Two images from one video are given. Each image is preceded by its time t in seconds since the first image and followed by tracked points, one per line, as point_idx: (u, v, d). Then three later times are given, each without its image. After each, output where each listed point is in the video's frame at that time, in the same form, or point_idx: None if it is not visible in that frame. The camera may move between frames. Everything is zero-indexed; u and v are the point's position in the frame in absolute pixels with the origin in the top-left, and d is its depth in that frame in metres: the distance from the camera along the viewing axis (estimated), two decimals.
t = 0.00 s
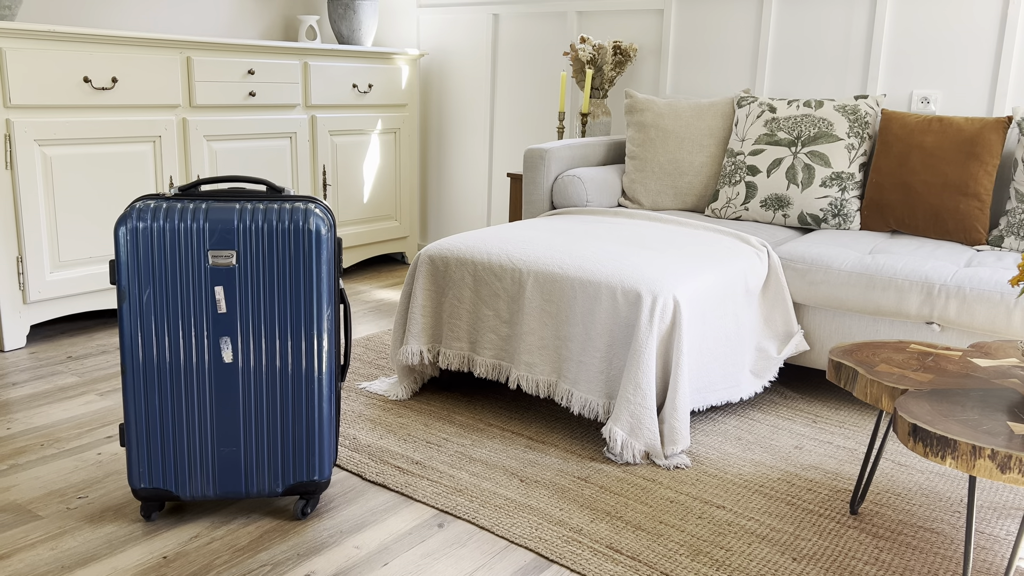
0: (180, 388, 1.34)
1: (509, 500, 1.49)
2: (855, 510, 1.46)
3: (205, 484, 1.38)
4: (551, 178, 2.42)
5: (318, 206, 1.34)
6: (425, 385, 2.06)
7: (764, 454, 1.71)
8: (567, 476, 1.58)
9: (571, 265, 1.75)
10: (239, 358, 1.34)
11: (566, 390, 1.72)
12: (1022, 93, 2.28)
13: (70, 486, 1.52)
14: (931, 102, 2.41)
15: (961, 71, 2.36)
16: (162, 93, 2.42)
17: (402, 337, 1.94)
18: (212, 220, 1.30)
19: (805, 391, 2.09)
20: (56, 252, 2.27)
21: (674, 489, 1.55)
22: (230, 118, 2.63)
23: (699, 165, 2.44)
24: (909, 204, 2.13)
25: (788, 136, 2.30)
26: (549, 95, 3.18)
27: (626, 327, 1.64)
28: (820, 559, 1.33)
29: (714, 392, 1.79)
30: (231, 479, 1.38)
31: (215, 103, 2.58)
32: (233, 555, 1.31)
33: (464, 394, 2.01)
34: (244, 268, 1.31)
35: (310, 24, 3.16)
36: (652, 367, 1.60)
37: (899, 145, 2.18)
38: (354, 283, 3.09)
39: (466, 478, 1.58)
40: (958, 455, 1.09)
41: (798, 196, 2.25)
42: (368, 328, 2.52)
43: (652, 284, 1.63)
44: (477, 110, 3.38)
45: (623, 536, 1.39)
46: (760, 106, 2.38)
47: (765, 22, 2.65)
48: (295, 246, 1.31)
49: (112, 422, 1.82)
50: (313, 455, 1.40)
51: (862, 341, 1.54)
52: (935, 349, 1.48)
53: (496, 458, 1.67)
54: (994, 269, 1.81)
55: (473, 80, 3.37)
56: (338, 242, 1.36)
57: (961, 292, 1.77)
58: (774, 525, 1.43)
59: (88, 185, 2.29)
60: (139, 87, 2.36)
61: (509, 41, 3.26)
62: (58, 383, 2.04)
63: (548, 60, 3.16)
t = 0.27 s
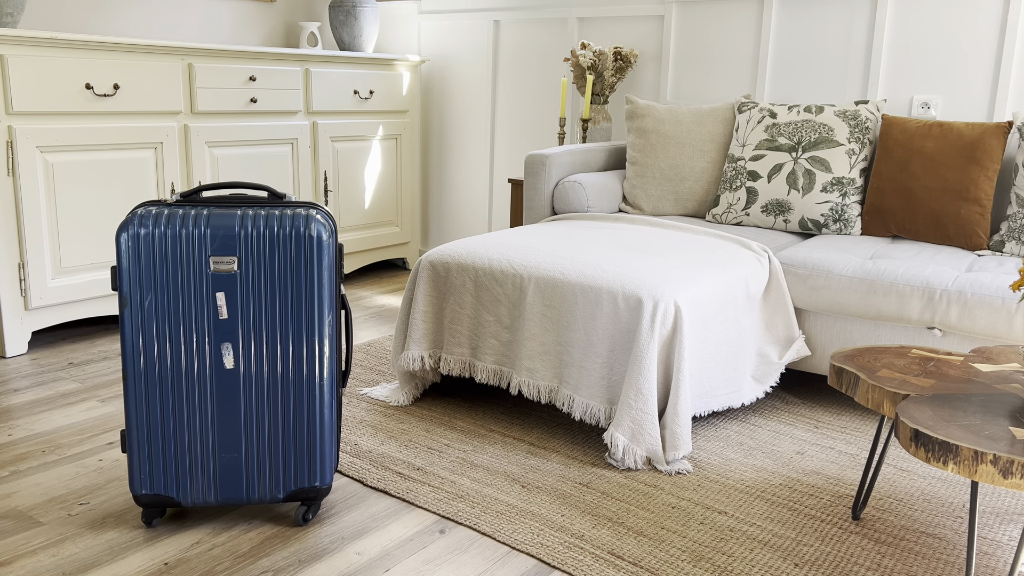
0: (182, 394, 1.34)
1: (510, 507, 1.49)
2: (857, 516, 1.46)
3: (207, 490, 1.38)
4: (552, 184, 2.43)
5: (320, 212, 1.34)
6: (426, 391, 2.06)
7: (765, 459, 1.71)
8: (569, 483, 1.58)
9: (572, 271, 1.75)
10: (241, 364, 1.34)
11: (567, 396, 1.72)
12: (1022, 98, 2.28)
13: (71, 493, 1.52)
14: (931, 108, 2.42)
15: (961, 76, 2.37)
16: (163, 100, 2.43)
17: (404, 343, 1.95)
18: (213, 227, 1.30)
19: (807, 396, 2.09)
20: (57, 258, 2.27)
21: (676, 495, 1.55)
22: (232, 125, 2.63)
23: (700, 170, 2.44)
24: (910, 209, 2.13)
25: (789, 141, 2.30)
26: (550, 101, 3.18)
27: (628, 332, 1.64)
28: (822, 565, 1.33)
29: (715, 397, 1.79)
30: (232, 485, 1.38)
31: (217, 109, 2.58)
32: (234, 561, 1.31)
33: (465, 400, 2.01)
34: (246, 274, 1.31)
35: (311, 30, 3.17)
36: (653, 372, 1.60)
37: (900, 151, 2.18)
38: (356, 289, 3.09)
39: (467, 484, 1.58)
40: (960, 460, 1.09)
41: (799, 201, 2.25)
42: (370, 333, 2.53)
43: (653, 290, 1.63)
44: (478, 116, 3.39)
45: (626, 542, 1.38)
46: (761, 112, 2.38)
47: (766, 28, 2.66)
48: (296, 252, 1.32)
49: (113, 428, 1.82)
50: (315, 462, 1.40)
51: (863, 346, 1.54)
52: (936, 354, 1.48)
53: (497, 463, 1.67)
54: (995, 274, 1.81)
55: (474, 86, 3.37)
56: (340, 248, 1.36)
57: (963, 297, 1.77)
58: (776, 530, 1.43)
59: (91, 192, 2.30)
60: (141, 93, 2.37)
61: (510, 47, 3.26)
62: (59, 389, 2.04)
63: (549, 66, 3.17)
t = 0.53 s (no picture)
0: (182, 401, 1.34)
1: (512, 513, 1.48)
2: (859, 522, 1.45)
3: (208, 497, 1.37)
4: (553, 190, 2.43)
5: (320, 219, 1.34)
6: (427, 397, 2.06)
7: (767, 465, 1.71)
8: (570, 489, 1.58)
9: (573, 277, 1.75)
10: (241, 371, 1.34)
11: (568, 402, 1.72)
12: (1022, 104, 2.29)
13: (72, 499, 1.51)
14: (932, 113, 2.42)
15: (961, 81, 2.37)
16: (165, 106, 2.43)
17: (405, 349, 1.95)
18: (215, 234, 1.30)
19: (808, 402, 2.09)
20: (59, 265, 2.27)
21: (678, 502, 1.54)
22: (233, 131, 2.64)
23: (701, 176, 2.45)
24: (910, 214, 2.13)
25: (789, 147, 2.30)
26: (551, 107, 3.19)
27: (629, 338, 1.64)
28: (824, 571, 1.32)
29: (717, 404, 1.79)
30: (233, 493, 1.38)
31: (218, 116, 2.59)
32: (235, 568, 1.31)
33: (466, 406, 2.01)
34: (247, 281, 1.31)
35: (313, 37, 3.19)
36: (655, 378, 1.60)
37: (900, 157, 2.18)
38: (357, 295, 3.09)
39: (469, 490, 1.57)
40: (962, 466, 1.08)
41: (800, 207, 2.25)
42: (371, 340, 2.53)
43: (654, 296, 1.63)
44: (479, 122, 3.40)
45: (627, 548, 1.38)
46: (761, 118, 2.38)
47: (766, 34, 2.66)
48: (297, 258, 1.32)
49: (114, 435, 1.82)
50: (316, 469, 1.40)
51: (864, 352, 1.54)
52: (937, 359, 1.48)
53: (498, 470, 1.66)
54: (996, 280, 1.81)
55: (475, 93, 3.38)
56: (341, 254, 1.36)
57: (964, 303, 1.77)
58: (778, 536, 1.43)
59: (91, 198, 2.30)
60: (142, 99, 2.37)
61: (510, 54, 3.27)
62: (60, 396, 2.04)
63: (550, 72, 3.17)
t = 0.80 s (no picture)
0: (183, 408, 1.34)
1: (513, 520, 1.48)
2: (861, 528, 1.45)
3: (209, 504, 1.37)
4: (554, 196, 2.43)
5: (321, 225, 1.34)
6: (428, 403, 2.06)
7: (768, 471, 1.71)
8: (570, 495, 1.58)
9: (574, 282, 1.75)
10: (242, 377, 1.34)
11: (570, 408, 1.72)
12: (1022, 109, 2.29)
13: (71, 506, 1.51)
14: (932, 119, 2.43)
15: (961, 87, 2.38)
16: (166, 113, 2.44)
17: (406, 355, 1.95)
18: (214, 241, 1.30)
19: (810, 407, 2.08)
20: (60, 271, 2.27)
21: (680, 508, 1.54)
22: (234, 138, 2.64)
23: (702, 182, 2.45)
24: (911, 219, 2.13)
25: (790, 152, 2.30)
26: (551, 113, 3.20)
27: (629, 344, 1.64)
28: None
29: (718, 409, 1.79)
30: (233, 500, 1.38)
31: (220, 122, 2.59)
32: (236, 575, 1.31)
33: (467, 412, 2.01)
34: (248, 287, 1.31)
35: (313, 44, 3.20)
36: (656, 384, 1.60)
37: (900, 162, 2.18)
38: (358, 301, 3.09)
39: (470, 497, 1.57)
40: (963, 472, 1.08)
41: (800, 212, 2.25)
42: (372, 346, 2.53)
43: (655, 302, 1.63)
44: (479, 128, 3.40)
45: (628, 554, 1.38)
46: (761, 123, 2.39)
47: (766, 40, 2.67)
48: (298, 265, 1.32)
49: (115, 441, 1.82)
50: (317, 475, 1.40)
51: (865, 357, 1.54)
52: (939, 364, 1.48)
53: (499, 476, 1.66)
54: (997, 285, 1.81)
55: (476, 99, 3.39)
56: (342, 260, 1.36)
57: (965, 308, 1.77)
58: (779, 542, 1.43)
59: (92, 205, 2.30)
60: (143, 107, 2.38)
61: (511, 60, 3.28)
62: (61, 403, 2.04)
63: (550, 78, 3.18)
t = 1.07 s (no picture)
0: (184, 414, 1.34)
1: (515, 528, 1.48)
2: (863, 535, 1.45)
3: (210, 511, 1.37)
4: (555, 202, 2.44)
5: (323, 231, 1.35)
6: (429, 409, 2.06)
7: (770, 478, 1.71)
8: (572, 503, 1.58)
9: (574, 289, 1.75)
10: (244, 384, 1.34)
11: (571, 414, 1.72)
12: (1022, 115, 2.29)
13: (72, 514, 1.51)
14: (932, 125, 2.43)
15: (962, 94, 2.38)
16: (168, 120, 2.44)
17: (406, 361, 1.95)
18: (215, 248, 1.30)
19: (811, 414, 2.08)
20: (61, 278, 2.28)
21: (682, 515, 1.54)
22: (236, 145, 2.65)
23: (702, 188, 2.45)
24: (912, 225, 2.13)
25: (790, 159, 2.31)
26: (552, 120, 3.20)
27: (630, 350, 1.64)
28: None
29: (719, 416, 1.79)
30: (234, 508, 1.38)
31: (221, 129, 2.60)
32: None
33: (468, 419, 2.01)
34: (248, 294, 1.32)
35: (314, 51, 3.20)
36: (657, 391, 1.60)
37: (901, 168, 2.18)
38: (359, 307, 3.09)
39: (471, 503, 1.57)
40: (966, 478, 1.08)
41: (801, 218, 2.25)
42: (373, 352, 2.53)
43: (655, 309, 1.63)
44: (480, 135, 3.41)
45: (630, 562, 1.37)
46: (762, 130, 2.39)
47: (766, 47, 2.68)
48: (299, 272, 1.32)
49: (116, 447, 1.82)
50: (318, 482, 1.39)
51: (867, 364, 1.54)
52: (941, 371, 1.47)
53: (500, 482, 1.66)
54: (998, 291, 1.81)
55: (477, 106, 3.39)
56: (343, 267, 1.36)
57: (966, 314, 1.77)
58: (781, 549, 1.42)
59: (94, 212, 2.31)
60: (145, 114, 2.39)
61: (512, 67, 3.29)
62: (63, 410, 2.04)
63: (551, 85, 3.19)
